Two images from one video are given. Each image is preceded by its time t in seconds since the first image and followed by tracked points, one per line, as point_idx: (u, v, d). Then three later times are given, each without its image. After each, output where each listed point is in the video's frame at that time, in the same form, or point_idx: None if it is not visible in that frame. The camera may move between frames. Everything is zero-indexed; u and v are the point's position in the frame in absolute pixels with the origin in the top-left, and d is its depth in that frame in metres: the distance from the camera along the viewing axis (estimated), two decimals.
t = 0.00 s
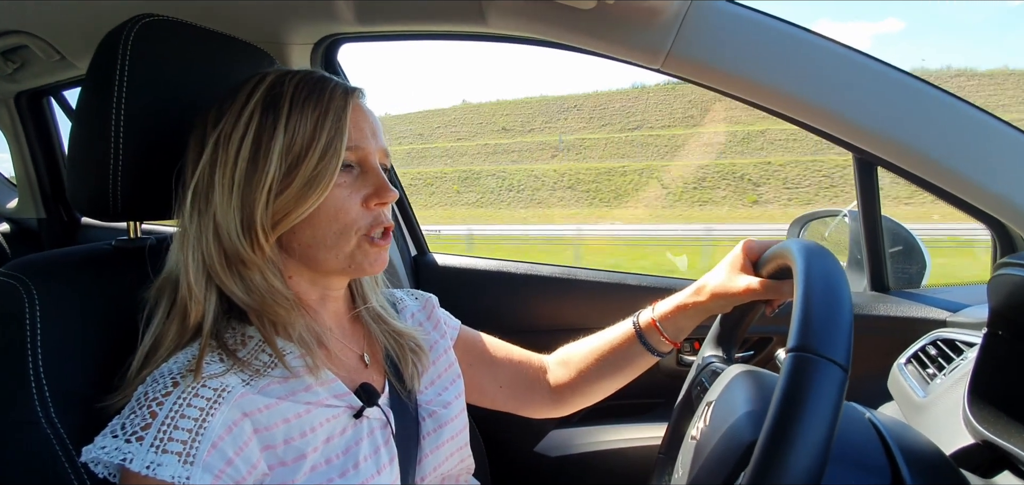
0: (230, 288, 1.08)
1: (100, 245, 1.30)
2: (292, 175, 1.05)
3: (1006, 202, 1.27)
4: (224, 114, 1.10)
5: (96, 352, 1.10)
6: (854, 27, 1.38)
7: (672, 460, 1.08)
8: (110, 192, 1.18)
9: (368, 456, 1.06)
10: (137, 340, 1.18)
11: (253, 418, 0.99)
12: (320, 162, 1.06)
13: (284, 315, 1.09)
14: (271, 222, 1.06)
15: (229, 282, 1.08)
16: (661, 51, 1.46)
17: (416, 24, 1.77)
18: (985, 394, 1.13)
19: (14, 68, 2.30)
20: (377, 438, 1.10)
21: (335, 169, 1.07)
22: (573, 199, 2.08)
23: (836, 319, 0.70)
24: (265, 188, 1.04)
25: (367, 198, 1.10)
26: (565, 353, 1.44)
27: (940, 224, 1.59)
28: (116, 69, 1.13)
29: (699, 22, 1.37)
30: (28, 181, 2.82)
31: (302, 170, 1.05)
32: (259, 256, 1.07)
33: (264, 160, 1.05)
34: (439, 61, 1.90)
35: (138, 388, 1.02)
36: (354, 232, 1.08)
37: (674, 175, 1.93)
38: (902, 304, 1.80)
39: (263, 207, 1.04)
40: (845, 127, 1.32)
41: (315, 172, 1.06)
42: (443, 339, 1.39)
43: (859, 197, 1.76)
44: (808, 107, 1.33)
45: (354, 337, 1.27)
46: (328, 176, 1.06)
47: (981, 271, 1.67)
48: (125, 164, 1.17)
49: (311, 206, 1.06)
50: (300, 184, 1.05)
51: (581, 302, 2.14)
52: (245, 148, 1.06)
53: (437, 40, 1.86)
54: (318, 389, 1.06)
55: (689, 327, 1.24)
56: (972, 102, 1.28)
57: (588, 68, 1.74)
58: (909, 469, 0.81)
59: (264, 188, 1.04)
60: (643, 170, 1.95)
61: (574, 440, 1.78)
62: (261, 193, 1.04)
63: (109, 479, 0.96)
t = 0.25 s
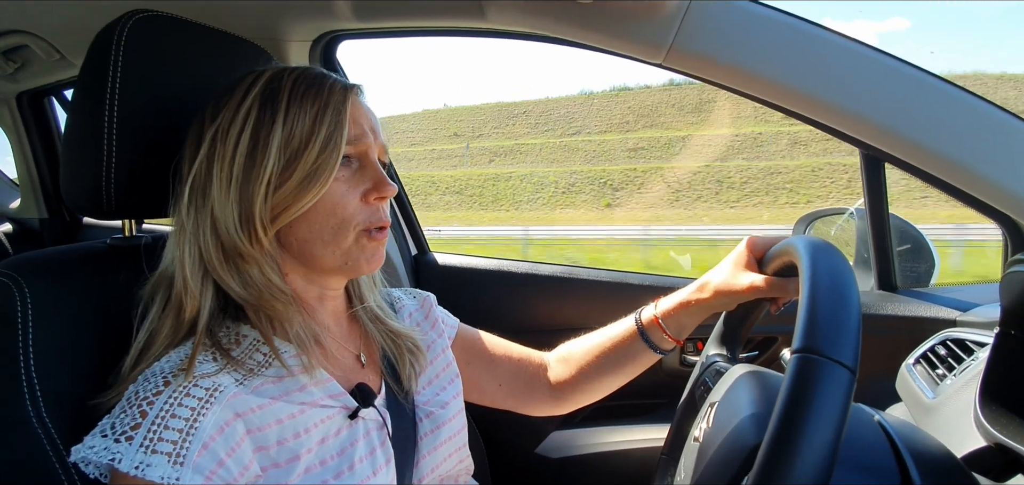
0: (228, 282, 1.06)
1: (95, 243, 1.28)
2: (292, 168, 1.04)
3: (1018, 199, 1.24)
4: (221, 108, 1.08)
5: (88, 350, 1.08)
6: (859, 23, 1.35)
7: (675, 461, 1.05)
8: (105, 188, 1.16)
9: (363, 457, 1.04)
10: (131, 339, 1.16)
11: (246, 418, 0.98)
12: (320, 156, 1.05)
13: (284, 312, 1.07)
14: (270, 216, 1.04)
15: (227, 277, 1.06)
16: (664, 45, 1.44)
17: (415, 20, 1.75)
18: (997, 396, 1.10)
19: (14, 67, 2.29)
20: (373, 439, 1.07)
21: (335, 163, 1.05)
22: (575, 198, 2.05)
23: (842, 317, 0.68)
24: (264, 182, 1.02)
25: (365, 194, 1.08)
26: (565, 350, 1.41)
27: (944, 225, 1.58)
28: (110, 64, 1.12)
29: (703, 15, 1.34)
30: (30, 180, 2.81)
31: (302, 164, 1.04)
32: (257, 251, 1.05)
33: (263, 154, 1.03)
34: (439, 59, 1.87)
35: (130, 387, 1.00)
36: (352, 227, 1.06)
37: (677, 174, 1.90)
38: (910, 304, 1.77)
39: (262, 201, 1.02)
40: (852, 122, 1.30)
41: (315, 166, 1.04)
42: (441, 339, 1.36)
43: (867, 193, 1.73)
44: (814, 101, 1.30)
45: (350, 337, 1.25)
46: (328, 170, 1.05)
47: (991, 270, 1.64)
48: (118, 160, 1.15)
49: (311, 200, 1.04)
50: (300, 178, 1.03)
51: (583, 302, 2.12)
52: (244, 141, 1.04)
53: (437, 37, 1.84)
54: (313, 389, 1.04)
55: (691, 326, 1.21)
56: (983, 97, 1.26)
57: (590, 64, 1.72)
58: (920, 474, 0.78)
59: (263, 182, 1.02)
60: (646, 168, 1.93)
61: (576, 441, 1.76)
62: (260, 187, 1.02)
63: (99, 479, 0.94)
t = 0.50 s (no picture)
0: (234, 282, 1.06)
1: (93, 243, 1.28)
2: (301, 169, 1.04)
3: (1013, 201, 1.25)
4: (227, 109, 1.08)
5: (88, 351, 1.08)
6: (856, 23, 1.36)
7: (674, 462, 1.06)
8: (106, 188, 1.16)
9: (366, 458, 1.05)
10: (131, 339, 1.16)
11: (249, 420, 0.98)
12: (329, 158, 1.05)
13: (292, 314, 1.08)
14: (278, 217, 1.04)
15: (234, 277, 1.06)
16: (664, 46, 1.45)
17: (415, 20, 1.76)
18: (992, 396, 1.11)
19: (10, 65, 2.28)
20: (375, 440, 1.08)
21: (344, 164, 1.06)
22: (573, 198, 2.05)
23: (843, 318, 0.69)
24: (273, 183, 1.02)
25: (370, 193, 1.09)
26: (565, 352, 1.42)
27: (942, 224, 1.58)
28: (108, 65, 1.12)
29: (702, 18, 1.35)
30: (27, 178, 2.79)
31: (310, 165, 1.04)
32: (265, 251, 1.05)
33: (272, 155, 1.03)
34: (438, 58, 1.87)
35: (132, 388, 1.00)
36: (358, 227, 1.07)
37: (676, 175, 1.91)
38: (906, 304, 1.79)
39: (271, 201, 1.03)
40: (849, 124, 1.31)
41: (323, 167, 1.05)
42: (441, 339, 1.37)
43: (864, 195, 1.74)
44: (812, 103, 1.31)
45: (352, 337, 1.25)
46: (336, 172, 1.05)
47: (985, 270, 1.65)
48: (119, 160, 1.15)
49: (319, 202, 1.04)
50: (309, 179, 1.04)
51: (581, 301, 2.13)
52: (252, 142, 1.04)
53: (437, 37, 1.84)
54: (316, 390, 1.04)
55: (690, 327, 1.22)
56: (980, 99, 1.26)
57: (588, 65, 1.73)
58: (917, 471, 0.80)
59: (272, 183, 1.02)
60: (644, 169, 1.93)
61: (574, 440, 1.77)
62: (269, 188, 1.02)
63: (101, 480, 0.95)
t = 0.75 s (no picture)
0: (233, 282, 1.06)
1: (89, 244, 1.27)
2: (298, 169, 1.04)
3: (1011, 200, 1.25)
4: (224, 109, 1.08)
5: (85, 353, 1.08)
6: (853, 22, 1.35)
7: (672, 462, 1.06)
8: (102, 188, 1.15)
9: (364, 458, 1.05)
10: (129, 340, 1.15)
11: (248, 420, 0.98)
12: (326, 156, 1.05)
13: (292, 313, 1.07)
14: (277, 216, 1.03)
15: (234, 278, 1.05)
16: (661, 45, 1.45)
17: (412, 19, 1.75)
18: (990, 394, 1.12)
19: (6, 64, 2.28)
20: (373, 441, 1.08)
21: (341, 163, 1.06)
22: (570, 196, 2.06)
23: (841, 315, 0.69)
24: (271, 183, 1.02)
25: (370, 193, 1.09)
26: (563, 355, 1.42)
27: (940, 224, 1.58)
28: (103, 64, 1.11)
29: (700, 16, 1.35)
30: (23, 178, 2.78)
31: (307, 164, 1.04)
32: (264, 251, 1.04)
33: (270, 154, 1.03)
34: (437, 57, 1.87)
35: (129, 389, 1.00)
36: (357, 226, 1.07)
37: (674, 175, 1.91)
38: (904, 303, 1.79)
39: (269, 200, 1.02)
40: (846, 124, 1.31)
41: (320, 167, 1.04)
42: (440, 340, 1.37)
43: (862, 194, 1.75)
44: (809, 102, 1.31)
45: (350, 337, 1.25)
46: (333, 171, 1.05)
47: (982, 269, 1.66)
48: (116, 159, 1.15)
49: (316, 202, 1.04)
50: (306, 178, 1.03)
51: (579, 301, 2.13)
52: (250, 142, 1.03)
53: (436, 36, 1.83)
54: (314, 391, 1.04)
55: (688, 329, 1.22)
56: (979, 99, 1.26)
57: (586, 64, 1.73)
58: (914, 470, 0.80)
59: (270, 182, 1.02)
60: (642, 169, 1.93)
61: (573, 440, 1.76)
62: (267, 187, 1.02)
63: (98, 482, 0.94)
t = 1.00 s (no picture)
0: (236, 282, 1.05)
1: (88, 242, 1.27)
2: (302, 168, 1.04)
3: (1008, 202, 1.26)
4: (227, 108, 1.08)
5: (84, 352, 1.08)
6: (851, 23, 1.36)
7: (671, 463, 1.07)
8: (101, 186, 1.15)
9: (364, 459, 1.05)
10: (128, 340, 1.15)
11: (249, 420, 0.97)
12: (330, 157, 1.05)
13: (291, 310, 1.08)
14: (280, 216, 1.03)
15: (236, 278, 1.05)
16: (660, 46, 1.46)
17: (412, 18, 1.76)
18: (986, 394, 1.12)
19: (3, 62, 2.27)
20: (373, 440, 1.08)
21: (344, 163, 1.05)
22: (570, 198, 2.04)
23: (841, 314, 0.69)
24: (274, 182, 1.02)
25: (374, 195, 1.09)
26: (561, 358, 1.42)
27: (940, 224, 1.58)
28: (103, 63, 1.11)
29: (699, 17, 1.36)
30: (19, 176, 2.77)
31: (311, 164, 1.04)
32: (267, 251, 1.04)
33: (273, 154, 1.03)
34: (438, 56, 1.88)
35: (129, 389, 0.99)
36: (361, 228, 1.07)
37: (672, 175, 1.91)
38: (900, 302, 1.80)
39: (272, 200, 1.02)
40: (844, 124, 1.32)
41: (324, 167, 1.04)
42: (440, 341, 1.37)
43: (859, 194, 1.75)
44: (809, 103, 1.32)
45: (351, 336, 1.25)
46: (337, 171, 1.05)
47: (979, 268, 1.67)
48: (117, 158, 1.14)
49: (319, 202, 1.04)
50: (310, 177, 1.03)
51: (578, 300, 2.13)
52: (253, 141, 1.03)
53: (437, 34, 1.84)
54: (315, 391, 1.04)
55: (685, 330, 1.22)
56: (978, 101, 1.27)
57: (585, 64, 1.73)
58: (911, 467, 0.81)
59: (274, 182, 1.02)
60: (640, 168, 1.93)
61: (571, 439, 1.77)
62: (269, 188, 1.02)
63: (98, 482, 0.94)
